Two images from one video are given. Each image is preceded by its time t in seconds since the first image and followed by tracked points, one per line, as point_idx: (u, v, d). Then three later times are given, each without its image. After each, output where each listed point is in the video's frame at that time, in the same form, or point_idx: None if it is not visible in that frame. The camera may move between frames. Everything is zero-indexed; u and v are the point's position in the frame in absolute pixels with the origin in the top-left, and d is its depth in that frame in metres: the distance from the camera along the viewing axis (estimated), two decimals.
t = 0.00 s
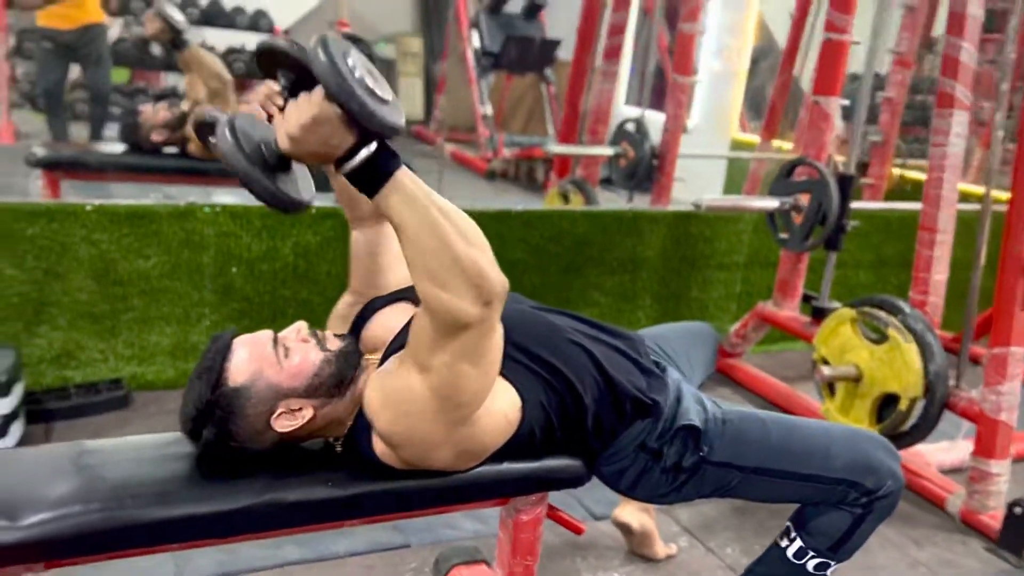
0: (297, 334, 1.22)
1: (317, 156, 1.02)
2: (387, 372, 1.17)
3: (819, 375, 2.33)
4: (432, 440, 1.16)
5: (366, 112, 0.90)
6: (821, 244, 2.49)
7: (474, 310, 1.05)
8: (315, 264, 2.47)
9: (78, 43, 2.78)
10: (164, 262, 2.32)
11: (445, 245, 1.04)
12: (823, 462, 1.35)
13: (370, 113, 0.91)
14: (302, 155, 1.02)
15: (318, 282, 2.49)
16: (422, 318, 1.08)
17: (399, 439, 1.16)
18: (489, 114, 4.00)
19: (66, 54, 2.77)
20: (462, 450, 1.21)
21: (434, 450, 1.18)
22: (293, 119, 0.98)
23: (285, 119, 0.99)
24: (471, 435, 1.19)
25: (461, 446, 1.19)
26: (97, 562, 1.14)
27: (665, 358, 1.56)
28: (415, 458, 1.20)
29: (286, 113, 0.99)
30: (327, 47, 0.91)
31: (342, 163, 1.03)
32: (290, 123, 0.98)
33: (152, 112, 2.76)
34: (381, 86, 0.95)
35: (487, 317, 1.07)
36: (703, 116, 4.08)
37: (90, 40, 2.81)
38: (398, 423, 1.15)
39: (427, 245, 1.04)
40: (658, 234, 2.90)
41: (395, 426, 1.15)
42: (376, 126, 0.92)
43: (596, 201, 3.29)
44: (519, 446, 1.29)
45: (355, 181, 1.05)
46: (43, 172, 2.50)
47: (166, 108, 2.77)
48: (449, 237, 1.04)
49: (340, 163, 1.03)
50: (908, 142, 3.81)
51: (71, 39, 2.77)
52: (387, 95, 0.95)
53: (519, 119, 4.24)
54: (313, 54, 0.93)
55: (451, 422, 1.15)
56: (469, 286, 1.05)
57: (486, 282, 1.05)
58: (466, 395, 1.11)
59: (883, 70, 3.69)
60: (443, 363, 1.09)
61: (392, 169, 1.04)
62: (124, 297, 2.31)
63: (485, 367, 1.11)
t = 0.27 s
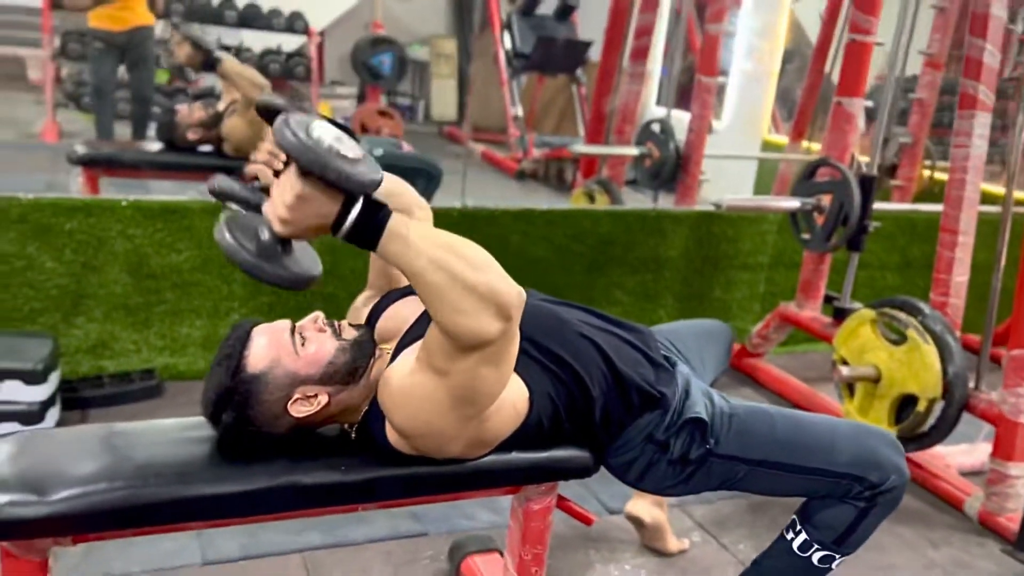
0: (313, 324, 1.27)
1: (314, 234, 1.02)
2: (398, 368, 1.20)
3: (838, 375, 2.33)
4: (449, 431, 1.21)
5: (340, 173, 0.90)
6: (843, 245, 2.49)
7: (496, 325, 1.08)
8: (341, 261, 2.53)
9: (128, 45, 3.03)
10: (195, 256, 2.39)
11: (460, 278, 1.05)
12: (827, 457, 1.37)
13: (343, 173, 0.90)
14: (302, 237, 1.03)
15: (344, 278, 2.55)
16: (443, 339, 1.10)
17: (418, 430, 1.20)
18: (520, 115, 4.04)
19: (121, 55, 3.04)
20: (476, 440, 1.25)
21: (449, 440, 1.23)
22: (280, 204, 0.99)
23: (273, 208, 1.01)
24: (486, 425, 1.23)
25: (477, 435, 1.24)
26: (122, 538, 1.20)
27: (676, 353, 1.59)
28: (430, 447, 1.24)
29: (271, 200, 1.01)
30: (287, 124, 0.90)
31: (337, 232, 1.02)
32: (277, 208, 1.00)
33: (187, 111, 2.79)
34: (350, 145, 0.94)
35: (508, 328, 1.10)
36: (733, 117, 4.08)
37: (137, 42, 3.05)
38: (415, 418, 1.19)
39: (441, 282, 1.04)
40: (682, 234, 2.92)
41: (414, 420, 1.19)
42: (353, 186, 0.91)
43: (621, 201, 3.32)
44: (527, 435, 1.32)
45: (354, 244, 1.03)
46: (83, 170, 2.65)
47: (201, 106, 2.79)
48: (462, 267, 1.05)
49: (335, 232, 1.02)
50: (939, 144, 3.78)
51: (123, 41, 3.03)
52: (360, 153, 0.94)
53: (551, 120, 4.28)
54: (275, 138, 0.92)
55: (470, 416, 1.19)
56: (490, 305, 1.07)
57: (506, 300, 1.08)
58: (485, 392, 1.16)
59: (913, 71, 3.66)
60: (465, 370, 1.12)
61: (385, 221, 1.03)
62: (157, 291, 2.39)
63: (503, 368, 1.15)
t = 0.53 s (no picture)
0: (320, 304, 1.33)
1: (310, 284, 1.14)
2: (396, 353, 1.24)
3: (845, 364, 2.35)
4: (453, 413, 1.27)
5: (310, 223, 1.03)
6: (852, 235, 2.51)
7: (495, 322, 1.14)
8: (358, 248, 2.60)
9: (160, 36, 3.16)
10: (216, 242, 2.47)
11: (453, 290, 1.10)
12: (819, 437, 1.40)
13: (312, 220, 1.03)
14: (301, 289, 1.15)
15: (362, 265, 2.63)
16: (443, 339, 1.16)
17: (423, 412, 1.26)
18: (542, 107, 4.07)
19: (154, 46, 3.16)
20: (477, 420, 1.30)
21: (452, 420, 1.28)
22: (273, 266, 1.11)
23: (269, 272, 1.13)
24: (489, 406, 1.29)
25: (479, 415, 1.29)
26: (138, 502, 1.27)
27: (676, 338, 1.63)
28: (434, 426, 1.30)
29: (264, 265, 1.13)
30: (254, 195, 1.04)
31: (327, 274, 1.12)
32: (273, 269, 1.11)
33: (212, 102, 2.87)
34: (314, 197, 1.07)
35: (505, 320, 1.16)
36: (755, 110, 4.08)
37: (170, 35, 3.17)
38: (419, 403, 1.24)
39: (439, 298, 1.10)
40: (695, 226, 2.95)
41: (419, 405, 1.25)
42: (325, 230, 1.04)
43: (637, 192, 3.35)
44: (526, 412, 1.37)
45: (346, 279, 1.12)
46: (112, 158, 2.75)
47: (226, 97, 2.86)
48: (454, 277, 1.11)
49: (325, 274, 1.12)
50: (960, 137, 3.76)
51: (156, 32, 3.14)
52: (325, 201, 1.07)
53: (573, 114, 4.34)
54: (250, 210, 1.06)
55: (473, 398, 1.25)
56: (488, 304, 1.12)
57: (502, 297, 1.13)
58: (487, 377, 1.21)
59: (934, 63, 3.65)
60: (466, 362, 1.18)
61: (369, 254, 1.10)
62: (179, 275, 2.47)
63: (503, 353, 1.20)
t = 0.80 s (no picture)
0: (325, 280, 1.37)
1: (320, 294, 1.18)
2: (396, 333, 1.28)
3: (845, 345, 2.38)
4: (461, 386, 1.32)
5: (306, 236, 1.08)
6: (855, 219, 2.54)
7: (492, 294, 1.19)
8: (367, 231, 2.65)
9: (169, 21, 3.07)
10: (228, 225, 2.51)
11: (449, 270, 1.16)
12: (811, 412, 1.44)
13: (305, 232, 1.08)
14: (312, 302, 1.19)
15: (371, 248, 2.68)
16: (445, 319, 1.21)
17: (431, 387, 1.31)
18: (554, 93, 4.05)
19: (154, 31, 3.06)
20: (482, 390, 1.35)
21: (461, 392, 1.34)
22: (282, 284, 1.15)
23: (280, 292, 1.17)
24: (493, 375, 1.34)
25: (485, 386, 1.34)
26: (152, 468, 1.32)
27: (675, 316, 1.67)
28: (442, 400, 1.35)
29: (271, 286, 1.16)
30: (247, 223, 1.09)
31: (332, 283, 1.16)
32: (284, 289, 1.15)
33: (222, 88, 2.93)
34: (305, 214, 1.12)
35: (502, 292, 1.21)
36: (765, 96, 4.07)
37: (180, 21, 3.09)
38: (424, 381, 1.30)
39: (439, 282, 1.15)
40: (700, 211, 2.98)
41: (428, 382, 1.30)
42: (322, 238, 1.09)
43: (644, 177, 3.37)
44: (525, 386, 1.41)
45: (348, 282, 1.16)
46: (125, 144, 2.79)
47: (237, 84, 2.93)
48: (449, 258, 1.16)
49: (329, 284, 1.16)
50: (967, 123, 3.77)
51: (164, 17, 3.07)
52: (317, 214, 1.13)
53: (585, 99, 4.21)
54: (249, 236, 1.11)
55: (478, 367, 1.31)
56: (483, 278, 1.18)
57: (495, 269, 1.18)
58: (490, 346, 1.27)
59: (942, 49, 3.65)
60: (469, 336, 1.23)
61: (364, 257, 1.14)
62: (191, 257, 2.52)
63: (502, 322, 1.25)
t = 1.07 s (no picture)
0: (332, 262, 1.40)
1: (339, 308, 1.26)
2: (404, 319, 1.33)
3: (836, 324, 2.44)
4: (475, 361, 1.37)
5: (313, 252, 1.18)
6: (845, 201, 2.59)
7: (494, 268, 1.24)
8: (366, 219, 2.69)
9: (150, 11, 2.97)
10: (229, 214, 2.55)
11: (450, 253, 1.21)
12: (804, 384, 1.49)
13: (311, 248, 1.18)
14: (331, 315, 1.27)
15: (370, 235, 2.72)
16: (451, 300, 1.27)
17: (444, 366, 1.37)
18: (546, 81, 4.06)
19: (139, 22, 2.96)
20: (493, 364, 1.40)
21: (476, 367, 1.39)
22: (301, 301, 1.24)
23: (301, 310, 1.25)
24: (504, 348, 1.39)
25: (497, 360, 1.40)
26: (168, 448, 1.36)
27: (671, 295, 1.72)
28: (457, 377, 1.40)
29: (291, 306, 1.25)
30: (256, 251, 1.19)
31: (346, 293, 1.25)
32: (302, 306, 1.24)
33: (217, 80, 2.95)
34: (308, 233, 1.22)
35: (504, 266, 1.26)
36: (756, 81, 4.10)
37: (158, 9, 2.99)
38: (438, 361, 1.35)
39: (444, 264, 1.21)
40: (693, 196, 3.03)
41: (443, 360, 1.35)
42: (327, 249, 1.18)
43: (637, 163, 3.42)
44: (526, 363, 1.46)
45: (360, 289, 1.24)
46: (122, 136, 2.84)
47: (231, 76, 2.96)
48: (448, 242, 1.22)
49: (343, 294, 1.24)
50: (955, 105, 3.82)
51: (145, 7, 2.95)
52: (320, 230, 1.22)
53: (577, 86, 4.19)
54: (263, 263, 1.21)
55: (489, 341, 1.36)
56: (483, 252, 1.23)
57: (493, 244, 1.24)
58: (497, 319, 1.32)
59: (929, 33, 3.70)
60: (476, 313, 1.28)
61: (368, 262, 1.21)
62: (193, 246, 2.55)
63: (505, 295, 1.30)
